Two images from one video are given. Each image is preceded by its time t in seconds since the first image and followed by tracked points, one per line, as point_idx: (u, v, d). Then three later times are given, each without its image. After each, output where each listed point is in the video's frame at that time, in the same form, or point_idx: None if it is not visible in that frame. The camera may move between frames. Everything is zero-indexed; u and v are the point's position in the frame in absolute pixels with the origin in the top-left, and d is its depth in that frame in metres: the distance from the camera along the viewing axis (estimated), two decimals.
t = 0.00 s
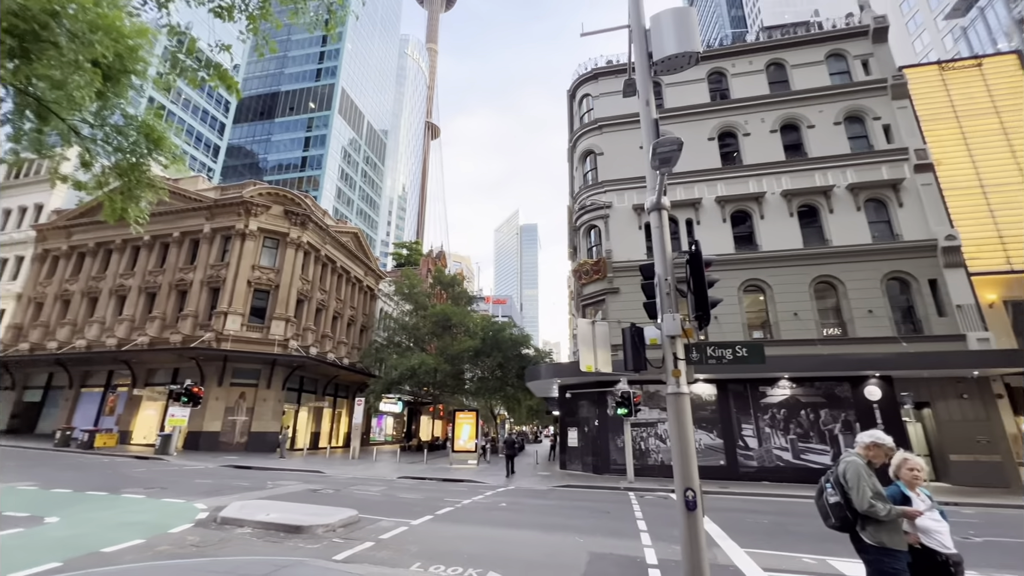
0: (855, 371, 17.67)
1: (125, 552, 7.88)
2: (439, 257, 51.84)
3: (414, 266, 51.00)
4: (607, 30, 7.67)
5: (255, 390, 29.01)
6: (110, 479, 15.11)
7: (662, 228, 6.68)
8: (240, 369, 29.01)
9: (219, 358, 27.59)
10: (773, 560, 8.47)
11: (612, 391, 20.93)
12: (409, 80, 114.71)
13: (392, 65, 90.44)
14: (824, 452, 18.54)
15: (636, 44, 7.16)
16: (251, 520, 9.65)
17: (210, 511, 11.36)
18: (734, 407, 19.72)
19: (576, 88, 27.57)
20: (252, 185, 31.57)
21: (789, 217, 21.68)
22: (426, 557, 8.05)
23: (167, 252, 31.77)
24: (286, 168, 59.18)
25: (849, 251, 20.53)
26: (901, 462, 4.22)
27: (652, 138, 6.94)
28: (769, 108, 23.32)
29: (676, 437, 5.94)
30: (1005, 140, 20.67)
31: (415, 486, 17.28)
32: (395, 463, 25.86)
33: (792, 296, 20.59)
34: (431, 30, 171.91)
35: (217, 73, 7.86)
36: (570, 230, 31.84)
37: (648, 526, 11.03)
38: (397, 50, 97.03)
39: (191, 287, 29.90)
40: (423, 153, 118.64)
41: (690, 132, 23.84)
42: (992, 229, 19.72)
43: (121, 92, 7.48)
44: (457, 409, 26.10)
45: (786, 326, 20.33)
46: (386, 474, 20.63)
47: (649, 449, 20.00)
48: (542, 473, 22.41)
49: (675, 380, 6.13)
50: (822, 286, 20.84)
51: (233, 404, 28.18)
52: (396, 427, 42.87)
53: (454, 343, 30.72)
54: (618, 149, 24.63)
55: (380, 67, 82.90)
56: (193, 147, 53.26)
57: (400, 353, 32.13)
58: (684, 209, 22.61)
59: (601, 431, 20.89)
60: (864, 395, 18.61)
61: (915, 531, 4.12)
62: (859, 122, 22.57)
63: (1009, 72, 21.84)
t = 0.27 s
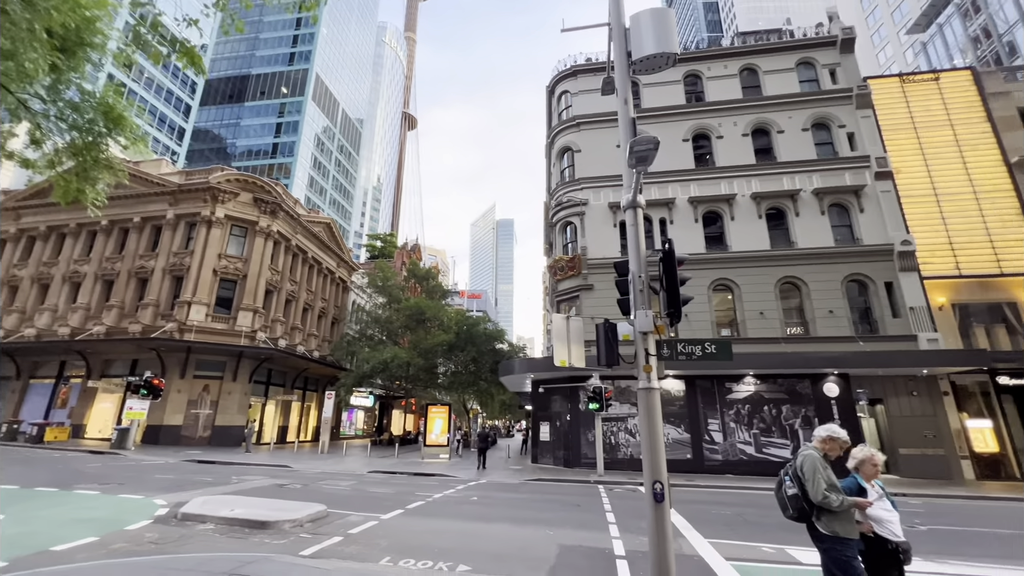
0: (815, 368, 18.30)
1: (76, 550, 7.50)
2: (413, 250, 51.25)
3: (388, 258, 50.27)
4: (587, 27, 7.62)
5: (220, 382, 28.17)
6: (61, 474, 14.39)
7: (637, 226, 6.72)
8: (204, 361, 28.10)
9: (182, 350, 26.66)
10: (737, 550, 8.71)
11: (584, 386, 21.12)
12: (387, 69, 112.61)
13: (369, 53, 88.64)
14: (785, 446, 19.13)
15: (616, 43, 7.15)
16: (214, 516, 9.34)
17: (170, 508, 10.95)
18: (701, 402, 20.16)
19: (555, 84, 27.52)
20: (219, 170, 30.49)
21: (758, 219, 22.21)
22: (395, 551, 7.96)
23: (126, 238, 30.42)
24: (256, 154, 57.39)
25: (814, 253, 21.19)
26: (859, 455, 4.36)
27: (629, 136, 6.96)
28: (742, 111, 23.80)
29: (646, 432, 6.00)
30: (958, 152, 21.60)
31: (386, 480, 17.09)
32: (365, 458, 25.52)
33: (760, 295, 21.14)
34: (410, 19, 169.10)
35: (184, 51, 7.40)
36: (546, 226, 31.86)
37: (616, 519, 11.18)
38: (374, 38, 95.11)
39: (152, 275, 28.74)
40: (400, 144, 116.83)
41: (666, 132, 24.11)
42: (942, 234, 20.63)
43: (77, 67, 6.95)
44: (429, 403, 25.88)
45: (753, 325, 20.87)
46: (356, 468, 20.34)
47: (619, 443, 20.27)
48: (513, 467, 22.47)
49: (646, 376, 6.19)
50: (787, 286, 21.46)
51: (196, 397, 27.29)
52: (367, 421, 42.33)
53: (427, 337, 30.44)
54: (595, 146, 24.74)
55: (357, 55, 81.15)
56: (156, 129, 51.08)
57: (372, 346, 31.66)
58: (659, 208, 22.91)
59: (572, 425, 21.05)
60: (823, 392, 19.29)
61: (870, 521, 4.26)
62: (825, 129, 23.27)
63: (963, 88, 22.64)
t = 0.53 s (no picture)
0: (779, 364, 18.96)
1: (28, 548, 7.24)
2: (388, 241, 50.59)
3: (362, 249, 49.48)
4: (568, 22, 7.66)
5: (183, 374, 27.37)
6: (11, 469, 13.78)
7: (612, 222, 6.84)
8: (167, 352, 27.22)
9: (143, 339, 25.79)
10: (700, 538, 9.02)
11: (557, 379, 21.37)
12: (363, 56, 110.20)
13: (345, 38, 86.56)
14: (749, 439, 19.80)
15: (596, 39, 7.22)
16: (176, 512, 9.13)
17: (130, 503, 10.63)
18: (671, 396, 20.68)
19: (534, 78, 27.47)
20: (185, 154, 29.41)
21: (728, 218, 22.78)
22: (365, 544, 7.96)
23: (83, 222, 29.11)
24: (223, 138, 55.19)
25: (781, 253, 21.89)
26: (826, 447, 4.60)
27: (607, 133, 7.05)
28: (715, 113, 24.30)
29: (616, 424, 6.16)
30: (915, 160, 22.64)
31: (357, 473, 16.96)
32: (336, 451, 25.20)
33: (729, 293, 21.74)
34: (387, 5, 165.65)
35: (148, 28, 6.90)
36: (522, 220, 31.87)
37: (586, 510, 11.41)
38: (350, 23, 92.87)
39: (111, 262, 27.63)
40: (375, 133, 114.77)
41: (643, 130, 24.43)
42: (898, 237, 21.76)
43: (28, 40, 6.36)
44: (402, 396, 25.69)
45: (721, 321, 21.46)
46: (326, 462, 20.10)
47: (590, 436, 20.62)
48: (486, 460, 22.58)
49: (618, 369, 6.35)
50: (754, 284, 22.12)
51: (157, 388, 26.46)
52: (338, 414, 41.78)
53: (401, 330, 30.16)
54: (573, 142, 24.88)
55: (332, 39, 79.11)
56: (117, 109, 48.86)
57: (344, 339, 31.20)
58: (633, 205, 23.25)
59: (545, 418, 21.29)
60: (786, 386, 20.02)
61: (829, 509, 4.43)
62: (794, 133, 23.97)
63: (922, 98, 23.74)
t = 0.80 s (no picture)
0: (749, 359, 19.49)
1: None
2: (365, 233, 49.93)
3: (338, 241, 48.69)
4: (550, 16, 7.67)
5: (149, 367, 26.60)
6: None
7: (590, 218, 6.93)
8: (131, 344, 26.39)
9: (106, 331, 24.96)
10: (671, 529, 9.27)
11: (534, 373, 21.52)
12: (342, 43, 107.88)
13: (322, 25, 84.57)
14: (720, 432, 20.33)
15: (577, 35, 7.24)
16: (140, 509, 8.90)
17: (91, 501, 10.31)
18: (645, 390, 21.08)
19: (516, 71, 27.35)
20: (151, 139, 28.39)
21: (704, 217, 23.24)
22: (338, 539, 7.92)
23: (41, 207, 27.89)
24: (193, 123, 53.28)
25: (753, 252, 22.44)
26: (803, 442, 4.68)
27: (586, 129, 7.12)
28: (693, 112, 24.68)
29: (592, 418, 6.26)
30: (881, 165, 23.46)
31: (331, 468, 16.80)
32: (310, 446, 24.91)
33: (703, 290, 22.20)
34: None
35: None
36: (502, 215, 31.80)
37: (561, 502, 11.58)
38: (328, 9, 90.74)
39: (72, 250, 26.60)
40: (353, 123, 112.72)
41: (622, 127, 24.65)
42: (864, 238, 22.61)
43: None
44: (379, 390, 25.44)
45: (695, 317, 21.93)
46: (299, 457, 19.84)
47: (566, 430, 20.86)
48: (462, 454, 22.62)
49: (594, 364, 6.45)
50: (727, 282, 22.66)
51: (121, 382, 25.68)
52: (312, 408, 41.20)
53: (378, 323, 29.85)
54: (553, 138, 24.95)
55: (308, 25, 77.19)
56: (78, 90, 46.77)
57: (319, 332, 30.73)
58: (612, 202, 23.49)
59: (522, 412, 21.44)
60: (756, 380, 20.59)
61: (798, 500, 4.41)
62: (768, 135, 24.53)
63: (889, 104, 24.56)
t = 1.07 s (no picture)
0: (721, 355, 19.98)
1: None
2: (341, 226, 49.14)
3: (313, 233, 47.79)
4: (531, 12, 7.67)
5: (111, 361, 25.71)
6: None
7: (568, 215, 7.00)
8: (92, 337, 25.45)
9: (65, 323, 24.05)
10: (642, 521, 9.46)
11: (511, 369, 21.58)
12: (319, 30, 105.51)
13: (298, 11, 82.49)
14: (691, 426, 20.78)
15: (557, 31, 7.27)
16: (100, 509, 8.61)
17: (47, 501, 9.91)
18: (620, 385, 21.41)
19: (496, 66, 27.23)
20: (114, 123, 27.27)
21: (679, 216, 23.64)
22: (310, 537, 7.84)
23: None
24: (160, 108, 51.33)
25: (726, 251, 22.95)
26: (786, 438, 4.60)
27: (565, 126, 7.17)
28: (671, 112, 25.03)
29: (567, 413, 6.35)
30: (848, 169, 24.25)
31: (303, 465, 16.55)
32: (282, 442, 24.47)
33: (677, 288, 22.62)
34: None
35: None
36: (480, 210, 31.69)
37: (534, 496, 11.69)
38: None
39: (27, 238, 25.45)
40: (329, 113, 110.48)
41: (601, 125, 24.85)
42: (830, 239, 23.31)
43: None
44: (353, 385, 25.11)
45: (669, 314, 22.34)
46: (271, 453, 19.47)
47: (542, 425, 21.02)
48: (438, 449, 22.55)
49: (569, 360, 6.52)
50: (701, 280, 23.14)
51: (81, 376, 24.82)
52: (285, 403, 40.43)
53: (353, 318, 29.47)
54: (532, 134, 24.97)
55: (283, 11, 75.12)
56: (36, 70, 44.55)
57: (292, 326, 30.16)
58: (590, 199, 23.68)
59: (498, 408, 21.50)
60: (726, 376, 21.12)
61: (775, 496, 4.45)
62: (742, 137, 25.06)
63: (857, 110, 25.38)
